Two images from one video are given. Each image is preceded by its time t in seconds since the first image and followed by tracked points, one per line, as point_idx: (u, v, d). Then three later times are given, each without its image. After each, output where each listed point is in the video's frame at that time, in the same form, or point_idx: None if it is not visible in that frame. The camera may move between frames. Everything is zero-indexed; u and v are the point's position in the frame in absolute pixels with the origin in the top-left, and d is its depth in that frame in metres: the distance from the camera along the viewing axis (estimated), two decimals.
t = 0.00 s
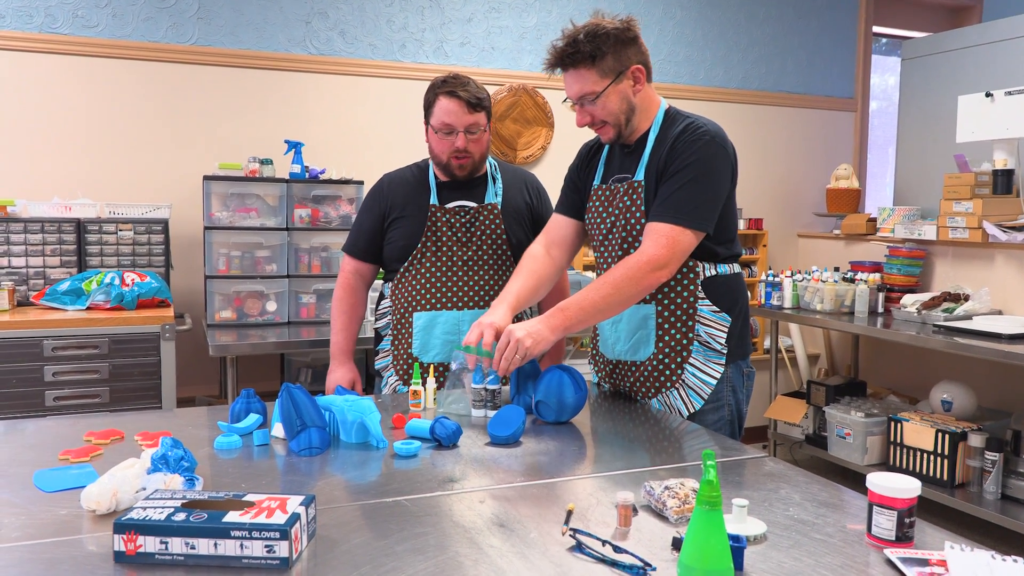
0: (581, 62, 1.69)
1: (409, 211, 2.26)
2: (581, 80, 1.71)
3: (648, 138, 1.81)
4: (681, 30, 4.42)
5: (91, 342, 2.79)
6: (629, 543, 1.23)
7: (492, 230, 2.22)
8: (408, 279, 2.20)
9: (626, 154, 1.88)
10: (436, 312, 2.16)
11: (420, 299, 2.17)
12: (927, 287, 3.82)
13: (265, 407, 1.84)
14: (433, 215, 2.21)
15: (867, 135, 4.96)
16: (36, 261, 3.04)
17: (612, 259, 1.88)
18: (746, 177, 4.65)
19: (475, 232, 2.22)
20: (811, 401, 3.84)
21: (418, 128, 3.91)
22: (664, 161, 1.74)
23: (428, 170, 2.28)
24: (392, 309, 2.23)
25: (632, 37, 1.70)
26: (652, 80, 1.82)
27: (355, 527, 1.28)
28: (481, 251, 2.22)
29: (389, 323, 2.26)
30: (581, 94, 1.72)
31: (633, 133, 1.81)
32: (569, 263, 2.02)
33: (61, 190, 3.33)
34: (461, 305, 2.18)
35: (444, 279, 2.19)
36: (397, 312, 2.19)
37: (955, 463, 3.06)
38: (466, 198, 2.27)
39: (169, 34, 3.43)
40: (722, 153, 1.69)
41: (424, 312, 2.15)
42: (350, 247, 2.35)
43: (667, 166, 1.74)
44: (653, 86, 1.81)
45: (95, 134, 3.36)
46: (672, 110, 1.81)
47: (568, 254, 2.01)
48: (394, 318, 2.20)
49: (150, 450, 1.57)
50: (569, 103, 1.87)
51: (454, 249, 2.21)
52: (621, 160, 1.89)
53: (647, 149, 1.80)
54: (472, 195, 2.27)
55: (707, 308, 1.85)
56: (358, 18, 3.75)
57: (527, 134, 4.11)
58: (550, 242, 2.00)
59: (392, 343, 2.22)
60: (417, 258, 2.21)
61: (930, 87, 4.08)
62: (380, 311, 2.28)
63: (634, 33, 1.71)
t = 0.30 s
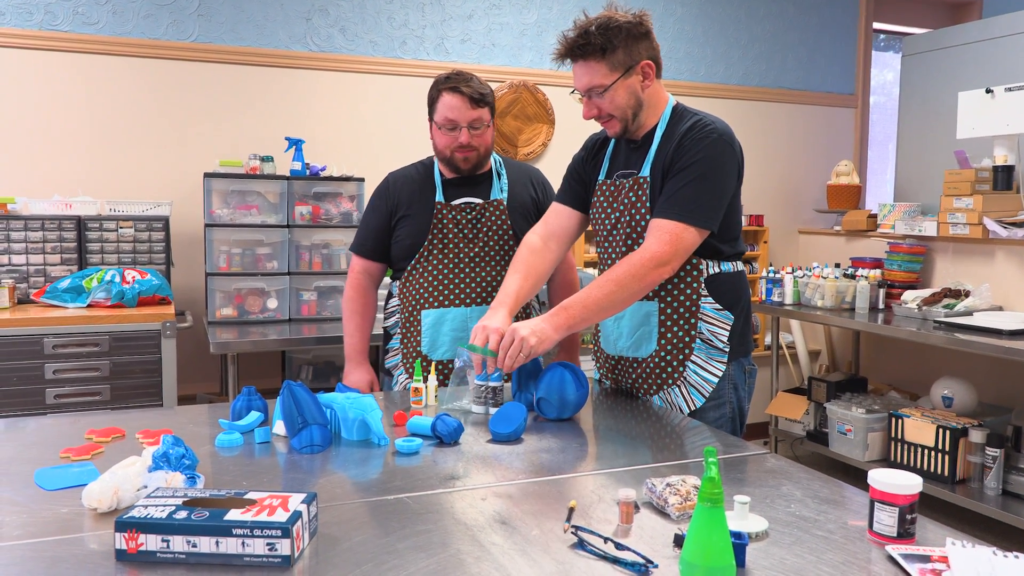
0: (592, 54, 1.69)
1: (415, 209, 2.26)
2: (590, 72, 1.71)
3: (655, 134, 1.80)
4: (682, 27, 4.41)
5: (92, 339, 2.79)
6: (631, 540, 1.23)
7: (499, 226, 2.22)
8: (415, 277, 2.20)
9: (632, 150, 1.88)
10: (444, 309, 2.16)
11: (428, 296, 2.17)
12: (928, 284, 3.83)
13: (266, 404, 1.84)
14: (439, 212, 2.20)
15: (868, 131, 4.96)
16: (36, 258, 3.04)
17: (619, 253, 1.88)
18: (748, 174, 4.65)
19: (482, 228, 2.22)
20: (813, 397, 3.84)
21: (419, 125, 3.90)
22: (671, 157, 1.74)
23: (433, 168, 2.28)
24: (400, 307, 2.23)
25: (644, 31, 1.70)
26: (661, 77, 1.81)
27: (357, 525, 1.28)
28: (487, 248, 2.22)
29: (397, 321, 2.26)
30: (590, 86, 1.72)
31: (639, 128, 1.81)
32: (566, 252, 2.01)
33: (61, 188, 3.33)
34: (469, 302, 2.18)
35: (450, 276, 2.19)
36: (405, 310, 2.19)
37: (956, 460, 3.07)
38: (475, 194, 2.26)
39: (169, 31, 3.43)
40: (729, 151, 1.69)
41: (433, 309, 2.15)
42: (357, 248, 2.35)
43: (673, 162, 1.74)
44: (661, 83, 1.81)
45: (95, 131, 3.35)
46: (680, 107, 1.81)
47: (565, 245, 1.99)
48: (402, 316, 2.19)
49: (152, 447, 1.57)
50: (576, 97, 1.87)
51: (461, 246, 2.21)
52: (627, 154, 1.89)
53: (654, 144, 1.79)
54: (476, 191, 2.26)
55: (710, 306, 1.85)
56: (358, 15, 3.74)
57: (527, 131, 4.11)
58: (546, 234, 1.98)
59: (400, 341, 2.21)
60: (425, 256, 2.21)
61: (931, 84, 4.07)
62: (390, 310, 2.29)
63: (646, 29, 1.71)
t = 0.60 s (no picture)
0: (598, 39, 1.65)
1: (448, 194, 2.18)
2: (597, 58, 1.67)
3: (664, 116, 1.77)
4: (698, 7, 4.36)
5: (105, 325, 2.76)
6: (663, 527, 1.21)
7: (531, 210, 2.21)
8: (448, 264, 2.17)
9: (640, 134, 1.84)
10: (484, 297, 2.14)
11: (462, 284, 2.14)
12: (948, 267, 3.80)
13: (285, 390, 1.82)
14: (471, 196, 2.16)
15: (885, 113, 4.92)
16: (48, 244, 3.01)
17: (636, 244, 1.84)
18: (763, 157, 4.62)
19: (512, 213, 2.20)
20: (830, 383, 3.83)
21: (434, 108, 3.86)
22: (684, 138, 1.71)
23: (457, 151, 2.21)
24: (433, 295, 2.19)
25: (651, 15, 1.65)
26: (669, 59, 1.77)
27: (382, 512, 1.25)
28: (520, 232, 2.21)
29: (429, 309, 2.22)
30: (596, 72, 1.68)
31: (647, 113, 1.78)
32: (558, 232, 1.99)
33: (72, 173, 3.29)
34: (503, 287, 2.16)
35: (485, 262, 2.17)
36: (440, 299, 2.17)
37: (976, 446, 3.05)
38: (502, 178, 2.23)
39: (178, 14, 3.37)
40: (744, 128, 1.65)
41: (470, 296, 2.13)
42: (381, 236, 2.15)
43: (686, 144, 1.70)
44: (669, 65, 1.77)
45: (105, 116, 3.31)
46: (688, 87, 1.77)
47: (551, 225, 1.98)
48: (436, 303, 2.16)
49: (175, 433, 1.54)
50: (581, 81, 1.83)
51: (499, 231, 2.19)
52: (635, 139, 1.85)
53: (664, 127, 1.76)
54: (506, 174, 2.22)
55: (729, 289, 1.82)
56: None
57: (540, 114, 4.08)
58: (531, 218, 1.98)
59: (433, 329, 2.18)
60: (461, 242, 2.18)
61: (952, 65, 4.03)
62: (419, 299, 2.24)
63: (654, 11, 1.66)
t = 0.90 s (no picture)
0: (592, 44, 1.65)
1: (449, 193, 2.18)
2: (592, 62, 1.67)
3: (662, 118, 1.77)
4: (700, 8, 4.36)
5: (107, 323, 2.77)
6: (661, 527, 1.21)
7: (532, 208, 2.21)
8: (449, 263, 2.17)
9: (638, 136, 1.84)
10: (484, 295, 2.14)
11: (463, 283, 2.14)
12: (951, 270, 3.79)
13: (285, 389, 1.82)
14: (472, 195, 2.16)
15: (889, 114, 4.90)
16: (50, 242, 3.02)
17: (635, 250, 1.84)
18: (766, 158, 4.62)
19: (513, 211, 2.21)
20: (832, 385, 3.82)
21: (436, 108, 3.87)
22: (682, 141, 1.71)
23: (458, 150, 2.21)
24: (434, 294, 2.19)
25: (644, 19, 1.65)
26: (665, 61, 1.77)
27: (381, 511, 1.25)
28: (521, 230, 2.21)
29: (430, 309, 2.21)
30: (592, 76, 1.69)
31: (644, 115, 1.77)
32: (563, 236, 1.99)
33: (75, 172, 3.30)
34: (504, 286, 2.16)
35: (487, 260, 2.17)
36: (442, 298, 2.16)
37: (978, 449, 3.04)
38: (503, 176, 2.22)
39: (180, 13, 3.38)
40: (742, 129, 1.65)
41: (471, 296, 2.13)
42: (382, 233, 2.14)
43: (685, 146, 1.70)
44: (665, 67, 1.77)
45: (108, 115, 3.33)
46: (686, 89, 1.77)
47: (558, 230, 1.98)
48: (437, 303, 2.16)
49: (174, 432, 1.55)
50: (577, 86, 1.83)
51: (500, 229, 2.19)
52: (633, 141, 1.85)
53: (662, 129, 1.76)
54: (507, 172, 2.22)
55: (728, 290, 1.82)
56: None
57: (542, 115, 4.09)
58: (537, 221, 1.98)
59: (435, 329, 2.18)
60: (462, 241, 2.17)
61: (956, 67, 4.03)
62: (420, 299, 2.24)
63: (648, 15, 1.67)
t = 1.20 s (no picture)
0: (599, 41, 1.65)
1: (458, 190, 2.19)
2: (599, 60, 1.67)
3: (671, 115, 1.76)
4: (711, 6, 4.34)
5: (117, 319, 2.79)
6: (665, 526, 1.21)
7: (543, 206, 2.20)
8: (458, 260, 2.16)
9: (647, 135, 1.84)
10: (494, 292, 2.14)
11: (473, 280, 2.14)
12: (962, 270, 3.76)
13: (292, 385, 1.83)
14: (482, 191, 2.17)
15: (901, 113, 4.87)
16: (61, 238, 3.05)
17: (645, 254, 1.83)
18: (776, 158, 4.60)
19: (523, 208, 2.20)
20: (841, 386, 3.80)
21: (446, 105, 3.87)
22: (691, 140, 1.70)
23: (468, 146, 2.22)
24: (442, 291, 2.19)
25: (651, 15, 1.65)
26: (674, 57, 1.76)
27: (386, 507, 1.26)
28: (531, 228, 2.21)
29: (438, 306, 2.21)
30: (600, 74, 1.68)
31: (654, 112, 1.77)
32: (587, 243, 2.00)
33: (86, 167, 3.32)
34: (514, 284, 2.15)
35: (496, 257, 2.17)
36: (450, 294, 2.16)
37: (989, 451, 3.02)
38: (513, 173, 2.22)
39: (191, 10, 3.40)
40: (752, 126, 1.64)
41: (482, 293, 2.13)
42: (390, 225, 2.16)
43: (695, 145, 1.69)
44: (673, 63, 1.76)
45: (119, 112, 3.35)
46: (695, 86, 1.76)
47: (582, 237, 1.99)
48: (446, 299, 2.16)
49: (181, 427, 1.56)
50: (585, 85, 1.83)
51: (510, 226, 2.19)
52: (642, 139, 1.85)
53: (671, 128, 1.75)
54: (517, 169, 2.22)
55: (735, 290, 1.81)
56: None
57: (552, 112, 4.08)
58: (562, 226, 1.98)
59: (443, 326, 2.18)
60: (472, 238, 2.18)
61: (969, 66, 3.99)
62: (429, 295, 2.24)
63: (654, 11, 1.66)
